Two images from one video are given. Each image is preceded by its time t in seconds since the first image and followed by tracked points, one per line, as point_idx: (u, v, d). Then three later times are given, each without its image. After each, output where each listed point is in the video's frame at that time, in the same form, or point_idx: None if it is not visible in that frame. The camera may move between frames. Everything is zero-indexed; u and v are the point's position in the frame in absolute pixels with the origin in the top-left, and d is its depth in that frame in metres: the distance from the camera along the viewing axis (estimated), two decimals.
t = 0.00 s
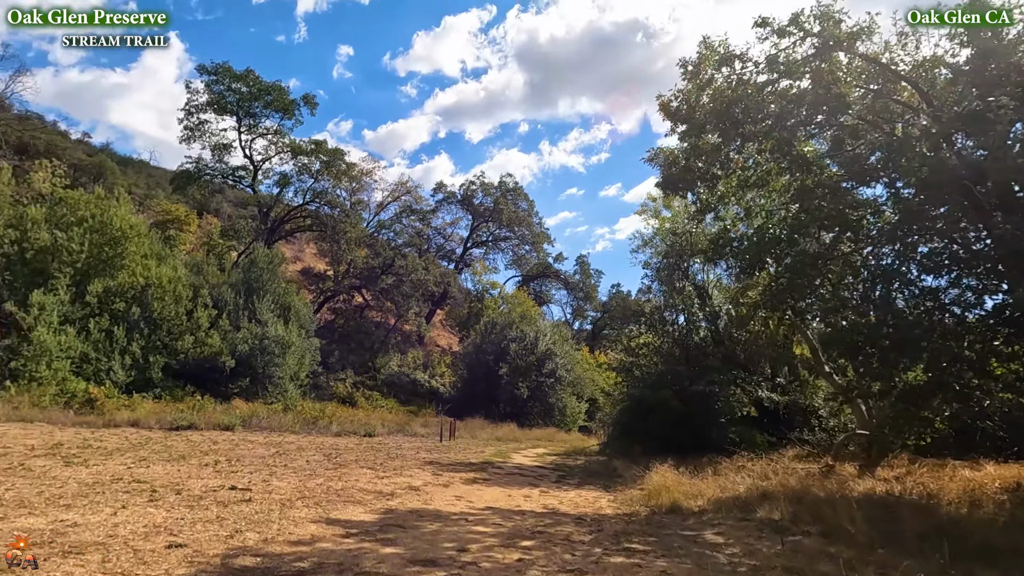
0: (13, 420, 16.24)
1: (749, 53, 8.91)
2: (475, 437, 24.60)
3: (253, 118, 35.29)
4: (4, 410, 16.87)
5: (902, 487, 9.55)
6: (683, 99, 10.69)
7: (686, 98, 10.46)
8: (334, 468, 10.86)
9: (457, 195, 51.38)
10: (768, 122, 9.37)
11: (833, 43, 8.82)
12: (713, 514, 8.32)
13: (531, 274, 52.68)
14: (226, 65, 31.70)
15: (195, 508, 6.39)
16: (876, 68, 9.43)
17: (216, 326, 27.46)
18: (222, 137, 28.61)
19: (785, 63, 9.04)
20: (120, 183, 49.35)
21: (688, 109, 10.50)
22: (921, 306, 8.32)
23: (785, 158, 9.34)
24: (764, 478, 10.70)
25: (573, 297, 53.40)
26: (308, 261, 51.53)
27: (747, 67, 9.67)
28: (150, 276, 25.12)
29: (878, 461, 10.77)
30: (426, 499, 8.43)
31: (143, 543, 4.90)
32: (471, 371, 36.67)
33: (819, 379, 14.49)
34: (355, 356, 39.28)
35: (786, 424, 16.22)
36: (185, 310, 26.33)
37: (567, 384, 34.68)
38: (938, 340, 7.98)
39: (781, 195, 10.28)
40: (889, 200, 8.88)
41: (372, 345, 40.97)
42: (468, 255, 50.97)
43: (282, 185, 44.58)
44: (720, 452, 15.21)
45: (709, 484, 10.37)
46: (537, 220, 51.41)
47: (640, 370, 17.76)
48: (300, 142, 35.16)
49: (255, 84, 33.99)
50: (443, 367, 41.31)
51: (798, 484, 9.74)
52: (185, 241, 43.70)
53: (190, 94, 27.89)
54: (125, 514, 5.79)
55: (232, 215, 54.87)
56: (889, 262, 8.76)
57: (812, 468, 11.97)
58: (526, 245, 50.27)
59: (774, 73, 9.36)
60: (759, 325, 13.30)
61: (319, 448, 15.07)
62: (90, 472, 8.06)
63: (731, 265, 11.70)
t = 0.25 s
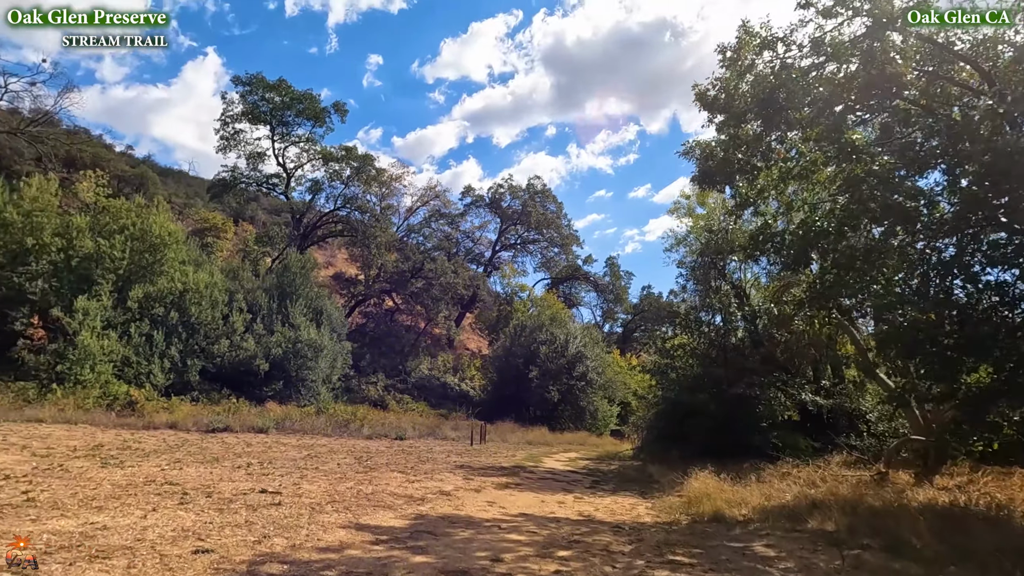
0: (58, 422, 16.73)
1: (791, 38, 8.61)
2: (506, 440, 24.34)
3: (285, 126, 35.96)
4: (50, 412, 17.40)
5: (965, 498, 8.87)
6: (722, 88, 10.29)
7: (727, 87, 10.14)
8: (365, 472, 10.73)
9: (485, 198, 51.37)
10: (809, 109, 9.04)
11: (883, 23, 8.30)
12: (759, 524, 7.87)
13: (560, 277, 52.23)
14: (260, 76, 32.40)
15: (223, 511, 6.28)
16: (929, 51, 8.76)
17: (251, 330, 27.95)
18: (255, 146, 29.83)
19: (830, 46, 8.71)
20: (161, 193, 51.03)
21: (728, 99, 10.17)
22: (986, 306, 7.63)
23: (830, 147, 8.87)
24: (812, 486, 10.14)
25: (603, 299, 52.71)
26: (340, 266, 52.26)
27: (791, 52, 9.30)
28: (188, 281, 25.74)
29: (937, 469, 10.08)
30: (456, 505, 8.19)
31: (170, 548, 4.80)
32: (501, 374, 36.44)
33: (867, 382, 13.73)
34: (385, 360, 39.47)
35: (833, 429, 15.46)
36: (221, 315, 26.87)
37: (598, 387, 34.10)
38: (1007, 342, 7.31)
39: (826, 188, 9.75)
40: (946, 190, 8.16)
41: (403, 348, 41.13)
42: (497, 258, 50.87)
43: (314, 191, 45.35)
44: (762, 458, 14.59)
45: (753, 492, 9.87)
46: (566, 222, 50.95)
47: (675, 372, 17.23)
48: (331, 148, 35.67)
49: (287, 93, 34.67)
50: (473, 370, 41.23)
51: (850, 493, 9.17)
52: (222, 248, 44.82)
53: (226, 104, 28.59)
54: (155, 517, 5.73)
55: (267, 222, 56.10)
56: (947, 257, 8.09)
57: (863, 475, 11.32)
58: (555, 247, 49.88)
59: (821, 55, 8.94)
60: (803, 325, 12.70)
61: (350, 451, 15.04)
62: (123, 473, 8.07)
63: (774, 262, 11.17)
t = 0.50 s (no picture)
0: (99, 422, 17.16)
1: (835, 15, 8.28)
2: (537, 443, 23.99)
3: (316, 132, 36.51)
4: (92, 413, 17.85)
5: None
6: (763, 71, 9.78)
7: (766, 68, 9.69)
8: (393, 475, 10.56)
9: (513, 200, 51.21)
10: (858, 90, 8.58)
11: None
12: (809, 534, 7.35)
13: (589, 278, 51.60)
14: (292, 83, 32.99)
15: (249, 514, 6.15)
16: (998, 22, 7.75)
17: (284, 332, 28.34)
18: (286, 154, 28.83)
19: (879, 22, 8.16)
20: (198, 201, 52.51)
21: (767, 84, 9.71)
22: None
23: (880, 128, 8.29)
24: (864, 494, 9.49)
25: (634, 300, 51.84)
26: (370, 269, 52.80)
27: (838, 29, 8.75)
28: (223, 285, 26.25)
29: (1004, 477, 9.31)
30: (486, 510, 7.91)
31: (191, 553, 4.64)
32: (530, 376, 36.08)
33: (921, 383, 12.90)
34: (416, 362, 39.58)
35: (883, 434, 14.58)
36: (255, 318, 27.32)
37: (630, 390, 33.43)
38: None
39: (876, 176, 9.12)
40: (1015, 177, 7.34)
41: (433, 350, 41.16)
42: (526, 260, 50.61)
43: (344, 196, 45.96)
44: (807, 463, 13.87)
45: (800, 499, 9.30)
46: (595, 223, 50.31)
47: (712, 374, 16.62)
48: (361, 153, 36.04)
49: (318, 100, 35.20)
50: (503, 372, 41.01)
51: (908, 502, 8.51)
52: (257, 253, 45.80)
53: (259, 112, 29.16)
54: (180, 519, 5.62)
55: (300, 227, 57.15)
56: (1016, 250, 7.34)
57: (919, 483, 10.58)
58: (584, 248, 49.29)
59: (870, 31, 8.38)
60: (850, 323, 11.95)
61: (380, 453, 14.95)
62: (154, 474, 8.06)
63: (820, 255, 10.55)
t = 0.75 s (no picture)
0: (140, 426, 17.57)
1: None
2: (571, 449, 23.55)
3: (348, 140, 36.93)
4: (134, 417, 18.29)
5: None
6: (807, 56, 9.24)
7: (810, 50, 9.17)
8: (425, 481, 10.36)
9: (543, 203, 50.90)
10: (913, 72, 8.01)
11: None
12: (867, 551, 6.82)
13: (622, 281, 50.71)
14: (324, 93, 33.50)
15: (274, 523, 5.98)
16: None
17: (318, 337, 28.68)
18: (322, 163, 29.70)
19: None
20: (236, 210, 53.91)
21: (814, 69, 9.22)
22: None
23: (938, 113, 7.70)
24: (924, 506, 8.83)
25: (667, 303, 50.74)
26: (402, 275, 53.25)
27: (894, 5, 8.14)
28: (259, 291, 26.76)
29: None
30: (519, 519, 7.62)
31: (215, 564, 4.52)
32: (563, 380, 35.59)
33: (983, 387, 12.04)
34: (447, 366, 39.57)
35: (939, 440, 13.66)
36: (290, 323, 27.74)
37: (665, 394, 32.70)
38: None
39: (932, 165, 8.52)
40: None
41: (464, 354, 41.08)
42: (556, 263, 50.19)
43: (376, 203, 46.46)
44: (857, 473, 13.12)
45: (855, 511, 8.70)
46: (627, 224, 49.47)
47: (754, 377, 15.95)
48: (392, 160, 36.35)
49: (350, 109, 35.68)
50: (534, 376, 40.63)
51: (976, 516, 7.84)
52: (293, 260, 46.71)
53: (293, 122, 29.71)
54: (207, 527, 5.50)
55: (334, 234, 58.06)
56: None
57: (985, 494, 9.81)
58: (616, 249, 48.39)
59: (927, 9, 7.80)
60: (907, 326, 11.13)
61: (412, 458, 14.82)
62: (186, 480, 8.04)
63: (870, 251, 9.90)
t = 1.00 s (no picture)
0: (179, 427, 17.94)
1: None
2: (604, 452, 23.08)
3: (378, 146, 37.26)
4: (174, 419, 18.71)
5: None
6: (856, 32, 8.68)
7: (859, 26, 8.55)
8: (455, 483, 10.15)
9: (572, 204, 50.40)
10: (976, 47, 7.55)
11: None
12: (932, 563, 6.28)
13: (654, 281, 49.75)
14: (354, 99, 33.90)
15: (300, 526, 5.84)
16: None
17: (350, 339, 28.94)
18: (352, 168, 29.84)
19: None
20: (271, 217, 55.18)
21: (864, 49, 8.69)
22: None
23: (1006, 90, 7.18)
24: (991, 514, 8.16)
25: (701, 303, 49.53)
26: (433, 277, 53.51)
27: None
28: (293, 294, 27.18)
29: None
30: (553, 525, 7.32)
31: (240, 567, 4.37)
32: (595, 381, 35.05)
33: None
34: (478, 368, 39.47)
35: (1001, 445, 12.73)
36: (323, 326, 28.06)
37: (701, 396, 31.85)
38: None
39: (995, 147, 7.90)
40: None
41: (495, 356, 40.90)
42: (586, 264, 49.63)
43: (406, 206, 46.81)
44: (912, 480, 12.34)
45: (914, 519, 8.10)
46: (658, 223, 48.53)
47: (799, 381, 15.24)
48: (421, 164, 36.53)
49: (380, 114, 36.04)
50: (566, 378, 40.18)
51: None
52: (326, 264, 47.48)
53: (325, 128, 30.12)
54: (233, 529, 5.39)
55: (365, 238, 58.82)
56: None
57: None
58: (647, 249, 47.49)
59: None
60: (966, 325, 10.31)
61: (442, 460, 14.67)
62: (217, 480, 8.01)
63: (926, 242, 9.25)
